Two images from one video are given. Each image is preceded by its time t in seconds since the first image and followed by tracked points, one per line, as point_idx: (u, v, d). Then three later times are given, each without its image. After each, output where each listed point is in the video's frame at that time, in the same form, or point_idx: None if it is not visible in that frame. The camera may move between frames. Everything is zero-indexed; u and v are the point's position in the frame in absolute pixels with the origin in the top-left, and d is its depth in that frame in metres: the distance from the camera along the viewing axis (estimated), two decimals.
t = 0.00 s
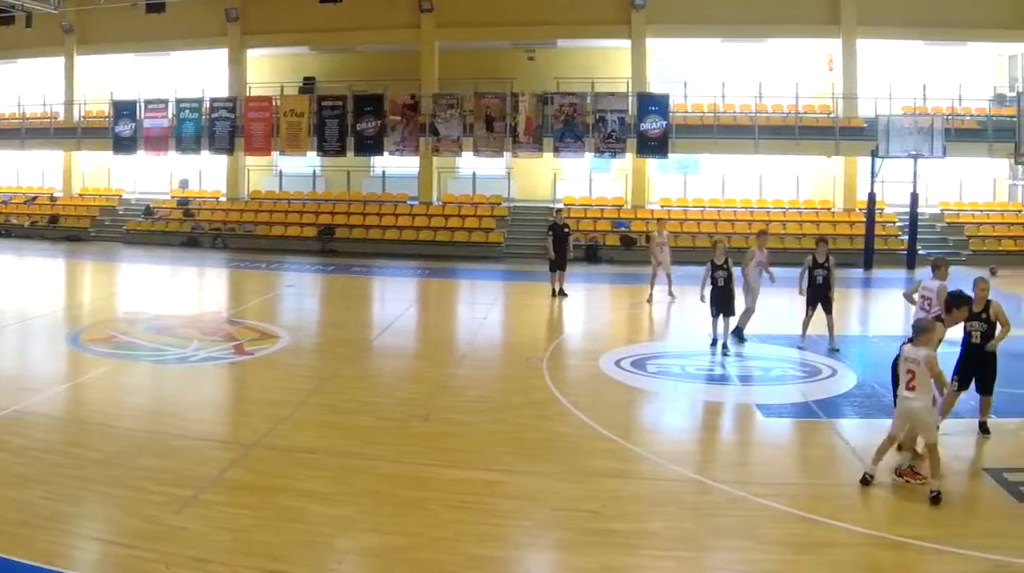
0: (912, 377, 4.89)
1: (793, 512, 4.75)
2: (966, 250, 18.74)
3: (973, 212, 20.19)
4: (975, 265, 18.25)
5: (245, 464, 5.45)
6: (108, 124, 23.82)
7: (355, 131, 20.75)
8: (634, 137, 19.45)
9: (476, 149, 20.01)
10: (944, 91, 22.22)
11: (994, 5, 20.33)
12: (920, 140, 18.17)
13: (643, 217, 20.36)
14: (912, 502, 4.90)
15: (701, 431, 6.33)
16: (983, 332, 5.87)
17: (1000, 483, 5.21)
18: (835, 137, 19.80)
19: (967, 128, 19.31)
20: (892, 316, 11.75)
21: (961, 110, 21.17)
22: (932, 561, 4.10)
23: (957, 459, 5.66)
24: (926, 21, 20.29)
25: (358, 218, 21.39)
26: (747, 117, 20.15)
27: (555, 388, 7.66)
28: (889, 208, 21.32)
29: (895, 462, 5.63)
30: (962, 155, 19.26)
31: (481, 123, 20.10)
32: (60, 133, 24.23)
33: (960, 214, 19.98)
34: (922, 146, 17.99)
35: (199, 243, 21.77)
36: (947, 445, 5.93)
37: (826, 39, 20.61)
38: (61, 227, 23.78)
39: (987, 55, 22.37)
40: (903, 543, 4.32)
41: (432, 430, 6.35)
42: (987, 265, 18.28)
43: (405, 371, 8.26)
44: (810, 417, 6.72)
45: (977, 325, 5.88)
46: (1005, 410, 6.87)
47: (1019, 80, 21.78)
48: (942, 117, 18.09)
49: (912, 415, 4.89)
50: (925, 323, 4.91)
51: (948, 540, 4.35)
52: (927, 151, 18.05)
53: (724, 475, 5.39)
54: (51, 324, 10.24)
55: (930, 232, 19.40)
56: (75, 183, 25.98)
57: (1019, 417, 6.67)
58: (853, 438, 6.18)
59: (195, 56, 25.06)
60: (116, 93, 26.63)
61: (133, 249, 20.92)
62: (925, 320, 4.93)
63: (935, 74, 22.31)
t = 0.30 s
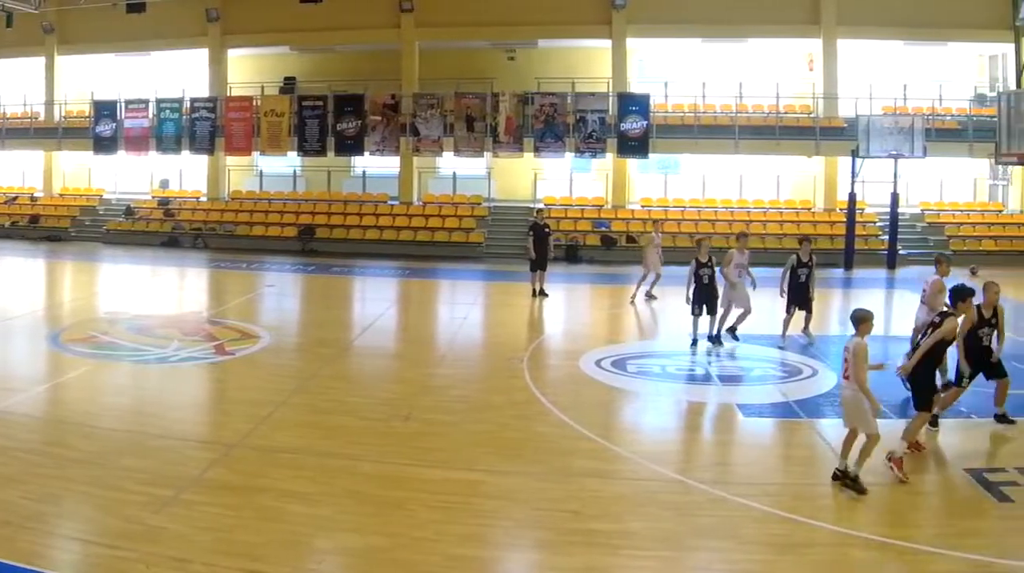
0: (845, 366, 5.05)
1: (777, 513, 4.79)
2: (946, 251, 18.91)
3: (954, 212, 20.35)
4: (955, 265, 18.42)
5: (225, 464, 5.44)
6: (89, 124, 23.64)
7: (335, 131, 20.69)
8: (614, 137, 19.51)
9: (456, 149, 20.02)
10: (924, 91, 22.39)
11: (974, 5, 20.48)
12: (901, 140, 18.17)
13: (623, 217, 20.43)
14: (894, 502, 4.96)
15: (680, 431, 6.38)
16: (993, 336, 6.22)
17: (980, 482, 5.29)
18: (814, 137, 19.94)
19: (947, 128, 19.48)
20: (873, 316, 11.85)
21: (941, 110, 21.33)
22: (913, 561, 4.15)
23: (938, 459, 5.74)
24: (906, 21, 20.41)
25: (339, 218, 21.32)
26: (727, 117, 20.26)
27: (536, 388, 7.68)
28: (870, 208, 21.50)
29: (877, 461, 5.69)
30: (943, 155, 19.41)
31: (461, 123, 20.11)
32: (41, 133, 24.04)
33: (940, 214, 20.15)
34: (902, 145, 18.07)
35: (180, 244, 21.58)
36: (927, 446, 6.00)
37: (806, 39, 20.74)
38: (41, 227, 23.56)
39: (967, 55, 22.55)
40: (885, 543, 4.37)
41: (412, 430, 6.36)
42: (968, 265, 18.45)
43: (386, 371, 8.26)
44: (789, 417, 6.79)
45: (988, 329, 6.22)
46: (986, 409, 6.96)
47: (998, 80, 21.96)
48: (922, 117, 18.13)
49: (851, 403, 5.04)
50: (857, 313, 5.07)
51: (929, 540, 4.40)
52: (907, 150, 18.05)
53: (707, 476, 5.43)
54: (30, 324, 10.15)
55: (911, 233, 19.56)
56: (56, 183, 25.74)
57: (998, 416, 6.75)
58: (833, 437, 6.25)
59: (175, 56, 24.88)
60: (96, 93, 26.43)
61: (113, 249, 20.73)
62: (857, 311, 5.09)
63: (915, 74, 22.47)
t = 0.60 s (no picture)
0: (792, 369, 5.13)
1: (759, 513, 4.83)
2: (928, 250, 19.05)
3: (936, 212, 20.50)
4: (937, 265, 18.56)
5: (207, 464, 5.43)
6: (70, 124, 23.47)
7: (317, 131, 20.63)
8: (596, 137, 19.55)
9: (438, 149, 20.00)
10: (907, 91, 22.48)
11: (957, 6, 20.55)
12: (882, 140, 18.26)
13: (605, 217, 20.50)
14: (875, 502, 5.00)
15: (661, 431, 6.43)
16: None
17: (962, 482, 5.33)
18: (796, 138, 20.04)
19: (929, 128, 19.62)
20: (856, 316, 11.94)
21: (923, 110, 21.40)
22: (892, 561, 4.20)
23: (921, 459, 5.78)
24: (888, 22, 20.51)
25: (320, 218, 21.27)
26: (708, 118, 20.36)
27: (518, 388, 7.71)
28: (852, 208, 21.63)
29: (855, 461, 5.75)
30: (926, 155, 19.53)
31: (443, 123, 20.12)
32: (22, 134, 23.87)
33: (922, 215, 20.28)
34: (884, 145, 18.16)
35: (162, 244, 21.42)
36: (913, 447, 6.04)
37: (788, 39, 20.83)
38: (23, 227, 23.34)
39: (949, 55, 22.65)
40: (865, 543, 4.41)
41: (394, 430, 6.36)
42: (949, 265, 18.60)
43: (368, 371, 8.25)
44: (769, 417, 6.86)
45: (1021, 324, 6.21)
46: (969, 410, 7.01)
47: (981, 80, 22.07)
48: (904, 117, 18.26)
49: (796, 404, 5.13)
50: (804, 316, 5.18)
51: (909, 540, 4.45)
52: (889, 150, 18.15)
53: (689, 476, 5.47)
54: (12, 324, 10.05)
55: (893, 233, 19.70)
56: (38, 183, 25.52)
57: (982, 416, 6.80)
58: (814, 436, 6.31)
59: (157, 56, 24.70)
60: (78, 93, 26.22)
61: (95, 249, 20.54)
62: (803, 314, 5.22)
63: (898, 74, 22.55)
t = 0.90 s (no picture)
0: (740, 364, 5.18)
1: (735, 512, 4.89)
2: (908, 250, 19.23)
3: (916, 212, 20.68)
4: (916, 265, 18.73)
5: (187, 464, 5.41)
6: (51, 125, 23.32)
7: (298, 131, 20.57)
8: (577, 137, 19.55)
9: (418, 149, 20.02)
10: (887, 91, 22.59)
11: (938, 6, 20.66)
12: (862, 140, 18.33)
13: (585, 217, 20.57)
14: (854, 502, 5.06)
15: (640, 432, 6.49)
16: None
17: (942, 482, 5.39)
18: (776, 138, 20.16)
19: (910, 128, 19.76)
20: (836, 316, 12.06)
21: (903, 110, 21.53)
22: (870, 561, 4.25)
23: (899, 459, 5.85)
24: (868, 22, 20.61)
25: (301, 218, 21.20)
26: (688, 118, 20.46)
27: (499, 388, 7.74)
28: (832, 208, 21.78)
29: (834, 461, 5.81)
30: (907, 155, 19.69)
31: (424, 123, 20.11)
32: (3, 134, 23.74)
33: (902, 215, 20.46)
34: (864, 146, 18.22)
35: (143, 243, 21.26)
36: (891, 447, 6.11)
37: (769, 39, 20.92)
38: (2, 227, 23.14)
39: (929, 55, 22.77)
40: (846, 544, 4.46)
41: (374, 431, 6.37)
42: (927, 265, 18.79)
43: (348, 371, 8.25)
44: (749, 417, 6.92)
45: None
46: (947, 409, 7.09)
47: (961, 80, 22.19)
48: (884, 117, 18.28)
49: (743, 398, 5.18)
50: (751, 311, 5.23)
51: (889, 541, 4.50)
52: (869, 151, 18.21)
53: (667, 476, 5.52)
54: None
55: (874, 233, 19.88)
56: (18, 183, 25.32)
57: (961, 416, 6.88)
58: (792, 436, 6.38)
59: (137, 56, 24.53)
60: (59, 93, 26.05)
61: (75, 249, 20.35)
62: (751, 307, 5.28)
63: (878, 74, 22.65)
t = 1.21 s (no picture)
0: (688, 363, 5.30)
1: (715, 512, 4.94)
2: (888, 251, 19.39)
3: (896, 212, 20.84)
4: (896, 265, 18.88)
5: (168, 464, 5.40)
6: (31, 124, 23.18)
7: (278, 131, 20.53)
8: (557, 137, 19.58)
9: (399, 149, 19.98)
10: (868, 91, 22.71)
11: (918, 6, 20.76)
12: (843, 140, 18.34)
13: (565, 217, 20.63)
14: (835, 503, 5.11)
15: (621, 432, 6.53)
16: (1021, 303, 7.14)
17: (922, 482, 5.45)
18: (757, 138, 20.25)
19: (890, 128, 19.95)
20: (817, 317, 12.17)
21: (884, 110, 21.64)
22: (850, 561, 4.31)
23: (878, 459, 5.91)
24: (848, 23, 20.70)
25: (281, 218, 21.12)
26: (669, 118, 20.55)
27: (480, 388, 7.76)
28: (812, 208, 21.93)
29: (814, 461, 5.87)
30: (887, 154, 19.84)
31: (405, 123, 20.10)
32: None
33: (883, 215, 20.62)
34: (845, 146, 18.23)
35: (123, 244, 21.14)
36: (870, 446, 6.18)
37: (750, 39, 21.01)
38: None
39: (910, 55, 22.90)
40: (826, 544, 4.52)
41: (355, 431, 6.37)
42: (906, 265, 18.96)
43: (329, 371, 8.24)
44: (730, 417, 6.98)
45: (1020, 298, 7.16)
46: (928, 410, 7.18)
47: (942, 80, 22.28)
48: (865, 117, 18.29)
49: (682, 396, 5.34)
50: (696, 310, 5.37)
51: (870, 540, 4.56)
52: (850, 150, 18.23)
53: (647, 475, 5.56)
54: None
55: (854, 233, 20.05)
56: None
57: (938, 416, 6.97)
58: (771, 436, 6.45)
59: (118, 57, 24.39)
60: (38, 92, 25.86)
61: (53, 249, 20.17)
62: (693, 309, 5.42)
63: (858, 74, 22.79)
